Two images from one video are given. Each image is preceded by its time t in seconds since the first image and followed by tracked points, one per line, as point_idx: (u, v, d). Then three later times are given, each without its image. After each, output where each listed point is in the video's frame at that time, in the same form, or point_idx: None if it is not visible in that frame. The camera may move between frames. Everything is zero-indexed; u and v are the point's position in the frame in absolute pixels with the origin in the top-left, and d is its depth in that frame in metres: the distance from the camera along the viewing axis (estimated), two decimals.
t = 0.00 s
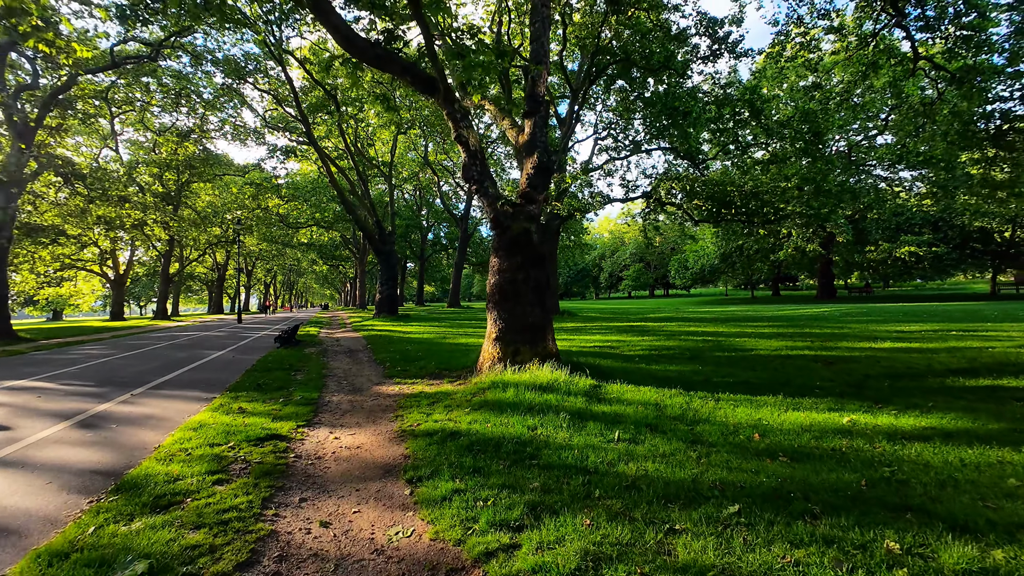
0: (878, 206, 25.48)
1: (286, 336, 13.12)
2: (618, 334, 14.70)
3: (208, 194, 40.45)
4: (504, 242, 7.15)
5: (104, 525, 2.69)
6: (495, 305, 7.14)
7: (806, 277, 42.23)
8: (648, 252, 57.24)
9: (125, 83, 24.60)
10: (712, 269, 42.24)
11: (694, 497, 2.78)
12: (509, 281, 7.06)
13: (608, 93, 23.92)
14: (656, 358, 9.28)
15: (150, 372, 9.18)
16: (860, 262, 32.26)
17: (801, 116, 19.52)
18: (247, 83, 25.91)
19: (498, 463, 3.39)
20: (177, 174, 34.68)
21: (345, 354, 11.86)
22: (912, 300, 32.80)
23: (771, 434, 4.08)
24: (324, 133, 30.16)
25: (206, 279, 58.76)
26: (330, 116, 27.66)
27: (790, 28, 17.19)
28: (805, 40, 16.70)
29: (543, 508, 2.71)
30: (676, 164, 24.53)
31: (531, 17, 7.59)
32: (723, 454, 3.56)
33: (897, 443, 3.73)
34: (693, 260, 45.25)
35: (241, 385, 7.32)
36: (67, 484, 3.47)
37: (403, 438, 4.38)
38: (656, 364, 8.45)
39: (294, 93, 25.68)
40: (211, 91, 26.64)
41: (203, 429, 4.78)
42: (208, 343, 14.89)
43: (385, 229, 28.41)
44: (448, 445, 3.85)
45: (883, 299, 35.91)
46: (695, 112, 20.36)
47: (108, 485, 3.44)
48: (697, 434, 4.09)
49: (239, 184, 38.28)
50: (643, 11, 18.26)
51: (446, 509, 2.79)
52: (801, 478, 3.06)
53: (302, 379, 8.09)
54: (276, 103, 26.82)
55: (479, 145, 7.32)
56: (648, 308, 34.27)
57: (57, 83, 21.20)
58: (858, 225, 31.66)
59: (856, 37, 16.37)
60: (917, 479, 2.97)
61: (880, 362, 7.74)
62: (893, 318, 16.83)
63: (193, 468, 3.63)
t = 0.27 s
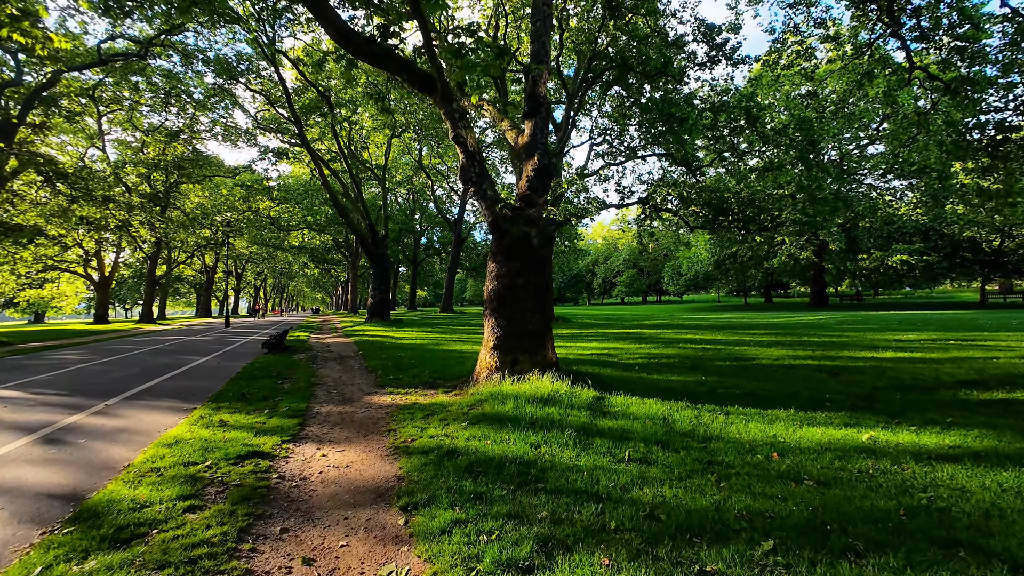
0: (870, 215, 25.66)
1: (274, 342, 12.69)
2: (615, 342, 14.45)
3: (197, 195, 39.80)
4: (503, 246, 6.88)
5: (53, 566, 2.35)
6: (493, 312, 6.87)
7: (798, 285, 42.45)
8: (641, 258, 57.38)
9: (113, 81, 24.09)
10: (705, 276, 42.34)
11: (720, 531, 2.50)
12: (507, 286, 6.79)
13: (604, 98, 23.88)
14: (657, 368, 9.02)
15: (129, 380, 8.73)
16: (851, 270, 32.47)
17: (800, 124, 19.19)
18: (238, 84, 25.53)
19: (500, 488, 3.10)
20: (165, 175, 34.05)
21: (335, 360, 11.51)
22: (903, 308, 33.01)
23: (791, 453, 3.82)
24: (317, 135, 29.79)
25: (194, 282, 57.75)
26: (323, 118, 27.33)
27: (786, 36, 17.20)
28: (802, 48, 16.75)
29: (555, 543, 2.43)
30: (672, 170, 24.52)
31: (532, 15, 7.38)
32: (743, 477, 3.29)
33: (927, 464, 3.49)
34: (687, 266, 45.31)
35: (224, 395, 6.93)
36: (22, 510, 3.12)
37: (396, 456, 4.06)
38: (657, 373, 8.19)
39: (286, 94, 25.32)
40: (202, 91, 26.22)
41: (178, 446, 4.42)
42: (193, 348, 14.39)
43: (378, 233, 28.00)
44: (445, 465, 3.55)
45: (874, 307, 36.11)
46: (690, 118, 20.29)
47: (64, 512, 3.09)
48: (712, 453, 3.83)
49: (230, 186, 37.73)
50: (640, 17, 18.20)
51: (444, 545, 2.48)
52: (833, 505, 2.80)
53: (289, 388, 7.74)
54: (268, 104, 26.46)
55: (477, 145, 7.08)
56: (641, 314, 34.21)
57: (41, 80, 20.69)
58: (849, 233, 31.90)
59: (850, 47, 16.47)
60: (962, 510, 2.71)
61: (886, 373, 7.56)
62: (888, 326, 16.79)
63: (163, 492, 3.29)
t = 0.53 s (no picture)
0: (868, 219, 25.65)
1: (267, 343, 12.37)
2: (616, 344, 14.24)
3: (192, 195, 39.37)
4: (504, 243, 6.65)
5: None
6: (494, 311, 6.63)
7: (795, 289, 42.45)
8: (638, 261, 57.37)
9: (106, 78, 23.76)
10: (703, 279, 42.31)
11: (752, 550, 2.26)
12: (509, 285, 6.54)
13: (603, 100, 23.78)
14: (660, 370, 8.79)
15: (115, 381, 8.42)
16: (849, 274, 32.46)
17: (800, 126, 18.70)
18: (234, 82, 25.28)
19: (506, 499, 2.85)
20: (159, 174, 33.66)
21: (329, 361, 11.22)
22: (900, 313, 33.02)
23: (815, 460, 3.58)
24: (314, 134, 29.54)
25: (189, 283, 57.16)
26: (320, 118, 27.09)
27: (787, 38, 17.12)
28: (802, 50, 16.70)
29: (571, 563, 2.18)
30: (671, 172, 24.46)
31: (535, 7, 7.18)
32: (768, 487, 3.05)
33: (961, 472, 3.27)
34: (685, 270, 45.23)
35: (211, 397, 6.63)
36: None
37: (393, 462, 3.80)
38: (662, 376, 7.96)
39: (283, 93, 25.07)
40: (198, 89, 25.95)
41: (159, 451, 4.13)
42: (184, 349, 14.04)
43: (375, 233, 27.70)
44: (446, 474, 3.28)
45: (871, 311, 36.10)
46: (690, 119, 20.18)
47: (26, 526, 2.81)
48: (730, 460, 3.59)
49: (225, 185, 37.36)
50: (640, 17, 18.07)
51: (447, 564, 2.22)
52: (872, 519, 2.56)
53: (282, 389, 7.46)
54: (264, 103, 26.20)
55: (478, 140, 6.84)
56: (639, 318, 34.00)
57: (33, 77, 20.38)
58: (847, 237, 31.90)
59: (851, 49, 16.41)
60: (1014, 525, 2.47)
61: (896, 376, 7.37)
62: (889, 330, 16.64)
63: (137, 504, 3.01)
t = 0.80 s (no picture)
0: (870, 222, 25.47)
1: (262, 346, 12.03)
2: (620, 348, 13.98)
3: (188, 195, 38.97)
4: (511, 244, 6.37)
5: None
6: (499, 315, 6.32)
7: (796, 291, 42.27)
8: (638, 263, 57.16)
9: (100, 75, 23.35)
10: (703, 281, 42.13)
11: None
12: (515, 288, 6.24)
13: (604, 100, 23.54)
14: (669, 376, 8.51)
15: (103, 386, 8.08)
16: (850, 277, 32.29)
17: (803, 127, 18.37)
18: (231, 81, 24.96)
19: (525, 531, 2.55)
20: (155, 174, 33.26)
21: (327, 366, 10.89)
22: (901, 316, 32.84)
23: (857, 482, 3.29)
24: (312, 134, 29.18)
25: (184, 283, 56.64)
26: (318, 117, 26.78)
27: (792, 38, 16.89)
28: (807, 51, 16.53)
29: None
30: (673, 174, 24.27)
31: None
32: (813, 515, 2.76)
33: (1020, 498, 2.98)
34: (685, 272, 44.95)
35: (201, 405, 6.29)
36: None
37: (396, 482, 3.49)
38: (671, 383, 7.67)
39: (281, 92, 24.77)
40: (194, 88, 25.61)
41: (142, 468, 3.81)
42: (177, 352, 13.66)
43: (373, 234, 27.34)
44: (455, 499, 2.98)
45: (873, 314, 35.92)
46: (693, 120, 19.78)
47: None
48: (764, 481, 3.29)
49: (221, 185, 36.98)
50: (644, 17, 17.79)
51: None
52: (941, 557, 2.27)
53: (277, 396, 7.14)
54: (262, 102, 25.89)
55: (484, 136, 6.55)
56: (640, 320, 33.72)
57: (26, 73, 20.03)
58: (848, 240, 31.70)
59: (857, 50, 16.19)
60: None
61: (916, 384, 7.11)
62: (896, 334, 16.41)
63: (111, 534, 2.70)
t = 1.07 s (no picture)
0: (878, 221, 25.14)
1: (263, 346, 11.74)
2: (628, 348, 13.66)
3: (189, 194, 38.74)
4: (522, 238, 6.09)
5: None
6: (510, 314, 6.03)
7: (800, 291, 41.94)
8: (640, 263, 56.82)
9: (100, 74, 23.14)
10: (707, 281, 41.80)
11: None
12: (527, 284, 5.96)
13: (609, 98, 23.21)
14: (684, 377, 8.19)
15: (97, 387, 7.78)
16: (857, 276, 31.93)
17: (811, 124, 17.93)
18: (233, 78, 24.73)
19: (557, 553, 2.25)
20: (156, 173, 33.04)
21: (329, 366, 10.60)
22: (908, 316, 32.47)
23: (915, 495, 2.98)
24: (313, 132, 28.94)
25: (185, 283, 56.40)
26: (320, 115, 26.55)
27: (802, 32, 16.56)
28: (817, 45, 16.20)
29: None
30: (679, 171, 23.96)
31: None
32: (877, 533, 2.46)
33: None
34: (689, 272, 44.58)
35: (198, 407, 5.99)
36: None
37: (406, 494, 3.19)
38: (688, 385, 7.36)
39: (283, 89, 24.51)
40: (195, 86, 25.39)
41: (130, 476, 3.51)
42: (176, 351, 13.38)
43: (375, 233, 27.05)
44: (474, 515, 2.68)
45: (879, 314, 35.55)
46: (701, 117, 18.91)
47: None
48: (813, 494, 2.98)
49: (223, 185, 36.76)
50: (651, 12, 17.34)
51: None
52: None
53: (278, 397, 6.86)
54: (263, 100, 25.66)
55: (493, 125, 6.24)
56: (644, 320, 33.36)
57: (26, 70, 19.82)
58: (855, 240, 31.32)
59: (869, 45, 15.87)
60: None
61: (943, 386, 6.82)
62: (909, 334, 16.07)
63: (91, 554, 2.41)
